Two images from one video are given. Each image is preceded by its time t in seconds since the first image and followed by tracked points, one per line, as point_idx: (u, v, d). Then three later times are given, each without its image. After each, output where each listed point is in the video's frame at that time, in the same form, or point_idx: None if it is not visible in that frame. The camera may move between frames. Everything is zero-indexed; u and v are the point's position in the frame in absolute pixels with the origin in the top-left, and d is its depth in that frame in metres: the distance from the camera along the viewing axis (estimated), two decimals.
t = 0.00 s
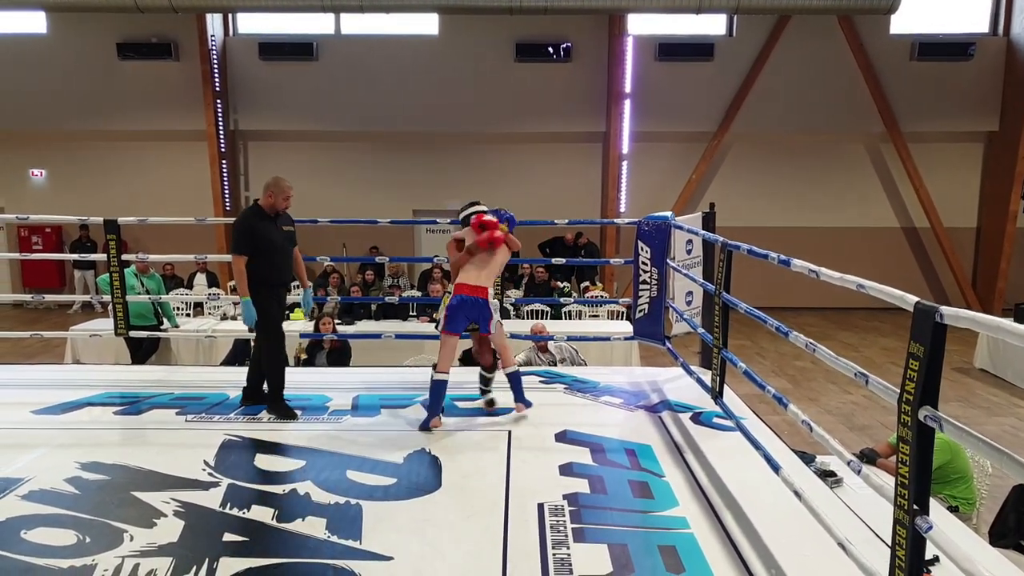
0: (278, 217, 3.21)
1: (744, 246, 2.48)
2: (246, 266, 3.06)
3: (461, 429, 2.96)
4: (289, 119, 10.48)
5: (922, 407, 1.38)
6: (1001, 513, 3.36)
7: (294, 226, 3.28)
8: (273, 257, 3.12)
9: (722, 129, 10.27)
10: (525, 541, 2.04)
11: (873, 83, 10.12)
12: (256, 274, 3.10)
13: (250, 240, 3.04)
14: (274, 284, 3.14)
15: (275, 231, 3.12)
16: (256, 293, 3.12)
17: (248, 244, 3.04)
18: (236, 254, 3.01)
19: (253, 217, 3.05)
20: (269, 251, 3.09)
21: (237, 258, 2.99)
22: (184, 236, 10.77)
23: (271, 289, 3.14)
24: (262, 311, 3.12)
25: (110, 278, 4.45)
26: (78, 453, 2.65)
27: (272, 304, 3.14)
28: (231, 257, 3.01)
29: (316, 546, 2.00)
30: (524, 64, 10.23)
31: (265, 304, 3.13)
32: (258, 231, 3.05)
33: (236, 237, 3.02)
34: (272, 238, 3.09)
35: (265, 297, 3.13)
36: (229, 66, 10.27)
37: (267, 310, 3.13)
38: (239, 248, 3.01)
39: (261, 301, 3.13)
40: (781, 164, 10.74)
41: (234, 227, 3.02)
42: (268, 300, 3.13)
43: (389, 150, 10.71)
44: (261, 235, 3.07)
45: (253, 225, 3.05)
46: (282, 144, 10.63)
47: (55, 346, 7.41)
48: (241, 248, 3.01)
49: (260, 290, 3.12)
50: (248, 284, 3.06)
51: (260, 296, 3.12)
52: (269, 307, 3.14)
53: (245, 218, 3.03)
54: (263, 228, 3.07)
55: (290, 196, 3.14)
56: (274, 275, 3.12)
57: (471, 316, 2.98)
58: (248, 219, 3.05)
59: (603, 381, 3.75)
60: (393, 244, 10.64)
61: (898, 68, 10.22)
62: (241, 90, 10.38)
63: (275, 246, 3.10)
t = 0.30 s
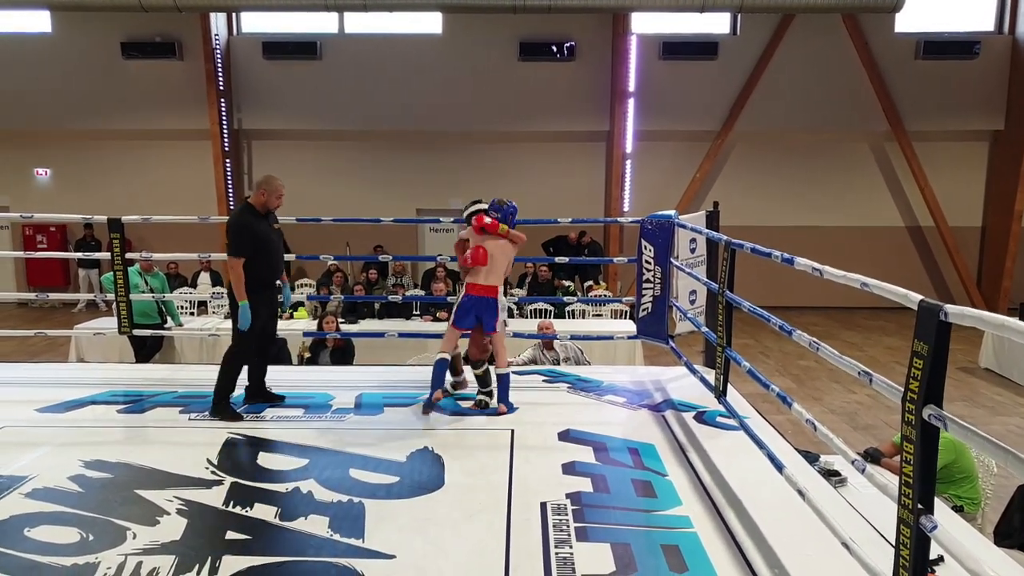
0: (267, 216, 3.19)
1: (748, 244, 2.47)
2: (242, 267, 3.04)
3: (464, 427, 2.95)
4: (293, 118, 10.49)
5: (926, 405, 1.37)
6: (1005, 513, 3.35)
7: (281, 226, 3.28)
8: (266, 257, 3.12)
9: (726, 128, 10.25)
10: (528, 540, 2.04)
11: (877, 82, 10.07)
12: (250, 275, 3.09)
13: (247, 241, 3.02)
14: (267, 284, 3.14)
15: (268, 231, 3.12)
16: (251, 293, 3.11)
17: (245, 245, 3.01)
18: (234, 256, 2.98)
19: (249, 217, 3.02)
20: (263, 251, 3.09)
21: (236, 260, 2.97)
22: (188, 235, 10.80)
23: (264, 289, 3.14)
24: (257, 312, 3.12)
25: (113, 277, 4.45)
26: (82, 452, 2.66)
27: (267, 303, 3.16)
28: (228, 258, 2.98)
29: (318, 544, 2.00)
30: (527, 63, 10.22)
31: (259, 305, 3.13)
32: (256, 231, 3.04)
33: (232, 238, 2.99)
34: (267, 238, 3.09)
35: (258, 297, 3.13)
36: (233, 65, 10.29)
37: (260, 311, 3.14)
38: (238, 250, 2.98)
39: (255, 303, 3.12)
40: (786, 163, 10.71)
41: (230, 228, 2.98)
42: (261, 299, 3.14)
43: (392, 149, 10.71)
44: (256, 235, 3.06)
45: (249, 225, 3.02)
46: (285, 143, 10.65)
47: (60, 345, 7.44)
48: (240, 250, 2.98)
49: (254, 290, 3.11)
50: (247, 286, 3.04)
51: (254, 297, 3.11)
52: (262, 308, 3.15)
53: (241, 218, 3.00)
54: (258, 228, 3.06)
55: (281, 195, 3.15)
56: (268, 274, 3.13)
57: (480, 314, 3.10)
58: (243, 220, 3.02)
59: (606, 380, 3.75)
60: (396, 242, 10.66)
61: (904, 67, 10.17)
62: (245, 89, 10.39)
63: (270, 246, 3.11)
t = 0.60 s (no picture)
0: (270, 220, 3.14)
1: (752, 243, 2.46)
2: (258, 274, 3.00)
3: (468, 427, 2.94)
4: (297, 117, 10.50)
5: (932, 404, 1.36)
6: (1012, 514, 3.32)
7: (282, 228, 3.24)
8: (275, 260, 3.10)
9: (731, 127, 10.22)
10: (531, 539, 2.03)
11: (883, 81, 10.02)
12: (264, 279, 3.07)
13: (258, 247, 2.98)
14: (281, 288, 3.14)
15: (274, 234, 3.09)
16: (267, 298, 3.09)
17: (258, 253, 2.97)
18: (248, 263, 2.94)
19: (255, 223, 2.98)
20: (271, 255, 3.07)
21: (253, 267, 2.92)
22: (192, 234, 10.83)
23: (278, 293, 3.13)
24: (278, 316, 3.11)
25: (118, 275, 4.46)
26: (86, 450, 2.67)
27: (285, 305, 3.15)
28: (244, 267, 2.93)
29: (322, 543, 1.99)
30: (532, 61, 10.21)
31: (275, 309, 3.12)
32: (264, 236, 3.01)
33: (244, 246, 2.94)
34: (274, 242, 3.07)
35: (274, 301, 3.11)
36: (237, 64, 10.31)
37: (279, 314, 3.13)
38: (252, 257, 2.94)
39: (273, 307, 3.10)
40: (791, 162, 10.67)
41: (240, 236, 2.93)
42: (276, 301, 3.12)
43: (395, 148, 10.71)
44: (264, 240, 3.02)
45: (256, 231, 2.99)
46: (289, 142, 10.66)
47: (64, 344, 7.47)
48: (253, 257, 2.94)
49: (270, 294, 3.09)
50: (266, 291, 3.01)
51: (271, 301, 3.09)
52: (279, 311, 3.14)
53: (248, 226, 2.95)
54: (264, 233, 3.03)
55: (282, 198, 3.12)
56: (279, 277, 3.12)
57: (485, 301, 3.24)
58: (249, 227, 2.98)
59: (610, 379, 3.74)
60: (400, 241, 10.66)
61: (910, 65, 10.12)
62: (249, 88, 10.41)
63: (277, 249, 3.09)
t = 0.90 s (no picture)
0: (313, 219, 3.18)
1: (756, 242, 2.44)
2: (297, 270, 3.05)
3: (470, 426, 2.94)
4: (301, 117, 10.50)
5: (936, 404, 1.35)
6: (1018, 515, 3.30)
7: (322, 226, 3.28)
8: (314, 256, 3.15)
9: (736, 126, 10.19)
10: (533, 539, 2.03)
11: (888, 80, 9.98)
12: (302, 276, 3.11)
13: (301, 244, 3.03)
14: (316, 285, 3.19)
15: (315, 233, 3.14)
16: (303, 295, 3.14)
17: (299, 249, 3.02)
18: (291, 259, 2.99)
19: (303, 221, 3.02)
20: (312, 251, 3.11)
21: (295, 264, 2.98)
22: (197, 232, 10.86)
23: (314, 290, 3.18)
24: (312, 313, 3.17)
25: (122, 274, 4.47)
26: (90, 448, 2.67)
27: (319, 301, 3.21)
28: (285, 263, 2.98)
29: (324, 542, 1.99)
30: (536, 60, 10.20)
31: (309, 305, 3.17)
32: (308, 234, 3.06)
33: (288, 243, 2.98)
34: (315, 240, 3.12)
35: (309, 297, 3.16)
36: (242, 64, 10.33)
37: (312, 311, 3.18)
38: (296, 254, 2.99)
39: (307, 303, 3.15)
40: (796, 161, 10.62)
41: (287, 233, 2.97)
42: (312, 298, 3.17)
43: (400, 147, 10.72)
44: (307, 238, 3.07)
45: (301, 228, 3.03)
46: (293, 141, 10.67)
47: (69, 342, 7.50)
48: (296, 253, 2.99)
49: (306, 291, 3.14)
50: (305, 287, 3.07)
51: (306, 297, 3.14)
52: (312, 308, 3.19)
53: (295, 222, 2.99)
54: (307, 231, 3.07)
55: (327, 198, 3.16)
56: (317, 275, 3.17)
57: (494, 296, 3.28)
58: (296, 224, 3.01)
59: (614, 379, 3.72)
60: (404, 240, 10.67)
61: (916, 64, 10.07)
62: (254, 87, 10.43)
63: (319, 247, 3.14)
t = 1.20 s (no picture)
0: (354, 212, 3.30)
1: (760, 241, 2.43)
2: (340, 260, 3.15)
3: (473, 426, 2.94)
4: (304, 116, 10.51)
5: (939, 405, 1.34)
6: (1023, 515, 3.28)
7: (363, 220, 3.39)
8: (354, 247, 3.27)
9: (739, 126, 10.16)
10: (536, 539, 2.02)
11: (893, 79, 9.93)
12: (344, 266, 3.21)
13: (344, 234, 3.14)
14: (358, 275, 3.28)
15: (357, 224, 3.24)
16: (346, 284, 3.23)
17: (342, 239, 3.13)
18: (334, 248, 3.09)
19: (345, 212, 3.13)
20: (354, 241, 3.22)
21: (339, 252, 3.08)
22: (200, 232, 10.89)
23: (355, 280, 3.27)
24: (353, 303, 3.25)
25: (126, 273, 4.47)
26: (93, 448, 2.68)
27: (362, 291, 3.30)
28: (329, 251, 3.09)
29: (327, 542, 1.99)
30: (539, 59, 10.19)
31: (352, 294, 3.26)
32: (351, 225, 3.17)
33: (331, 232, 3.09)
34: (357, 231, 3.22)
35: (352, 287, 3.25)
36: (246, 63, 10.35)
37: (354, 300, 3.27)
38: (339, 242, 3.10)
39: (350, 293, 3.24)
40: (800, 160, 10.59)
41: (331, 223, 3.08)
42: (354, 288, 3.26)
43: (403, 147, 10.73)
44: (349, 228, 3.17)
45: (343, 218, 3.14)
46: (297, 141, 10.69)
47: (74, 341, 7.53)
48: (339, 242, 3.10)
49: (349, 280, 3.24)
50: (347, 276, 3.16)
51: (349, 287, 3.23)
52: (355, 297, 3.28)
53: (338, 212, 3.11)
54: (350, 222, 3.18)
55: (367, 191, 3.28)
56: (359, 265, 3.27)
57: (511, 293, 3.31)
58: (338, 215, 3.13)
59: (618, 379, 3.71)
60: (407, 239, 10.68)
61: (921, 63, 10.02)
62: (258, 87, 10.44)
63: (360, 238, 3.24)
